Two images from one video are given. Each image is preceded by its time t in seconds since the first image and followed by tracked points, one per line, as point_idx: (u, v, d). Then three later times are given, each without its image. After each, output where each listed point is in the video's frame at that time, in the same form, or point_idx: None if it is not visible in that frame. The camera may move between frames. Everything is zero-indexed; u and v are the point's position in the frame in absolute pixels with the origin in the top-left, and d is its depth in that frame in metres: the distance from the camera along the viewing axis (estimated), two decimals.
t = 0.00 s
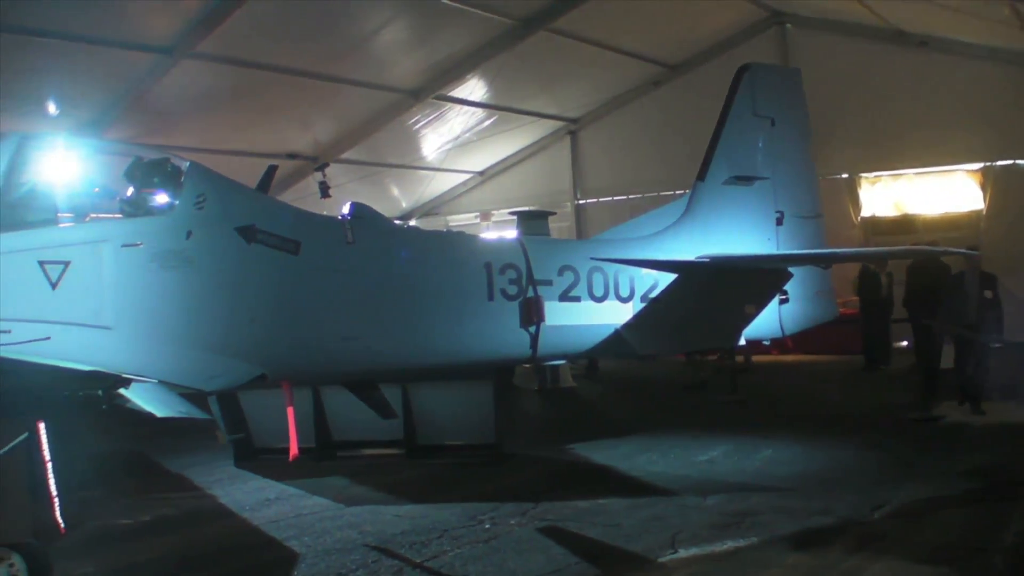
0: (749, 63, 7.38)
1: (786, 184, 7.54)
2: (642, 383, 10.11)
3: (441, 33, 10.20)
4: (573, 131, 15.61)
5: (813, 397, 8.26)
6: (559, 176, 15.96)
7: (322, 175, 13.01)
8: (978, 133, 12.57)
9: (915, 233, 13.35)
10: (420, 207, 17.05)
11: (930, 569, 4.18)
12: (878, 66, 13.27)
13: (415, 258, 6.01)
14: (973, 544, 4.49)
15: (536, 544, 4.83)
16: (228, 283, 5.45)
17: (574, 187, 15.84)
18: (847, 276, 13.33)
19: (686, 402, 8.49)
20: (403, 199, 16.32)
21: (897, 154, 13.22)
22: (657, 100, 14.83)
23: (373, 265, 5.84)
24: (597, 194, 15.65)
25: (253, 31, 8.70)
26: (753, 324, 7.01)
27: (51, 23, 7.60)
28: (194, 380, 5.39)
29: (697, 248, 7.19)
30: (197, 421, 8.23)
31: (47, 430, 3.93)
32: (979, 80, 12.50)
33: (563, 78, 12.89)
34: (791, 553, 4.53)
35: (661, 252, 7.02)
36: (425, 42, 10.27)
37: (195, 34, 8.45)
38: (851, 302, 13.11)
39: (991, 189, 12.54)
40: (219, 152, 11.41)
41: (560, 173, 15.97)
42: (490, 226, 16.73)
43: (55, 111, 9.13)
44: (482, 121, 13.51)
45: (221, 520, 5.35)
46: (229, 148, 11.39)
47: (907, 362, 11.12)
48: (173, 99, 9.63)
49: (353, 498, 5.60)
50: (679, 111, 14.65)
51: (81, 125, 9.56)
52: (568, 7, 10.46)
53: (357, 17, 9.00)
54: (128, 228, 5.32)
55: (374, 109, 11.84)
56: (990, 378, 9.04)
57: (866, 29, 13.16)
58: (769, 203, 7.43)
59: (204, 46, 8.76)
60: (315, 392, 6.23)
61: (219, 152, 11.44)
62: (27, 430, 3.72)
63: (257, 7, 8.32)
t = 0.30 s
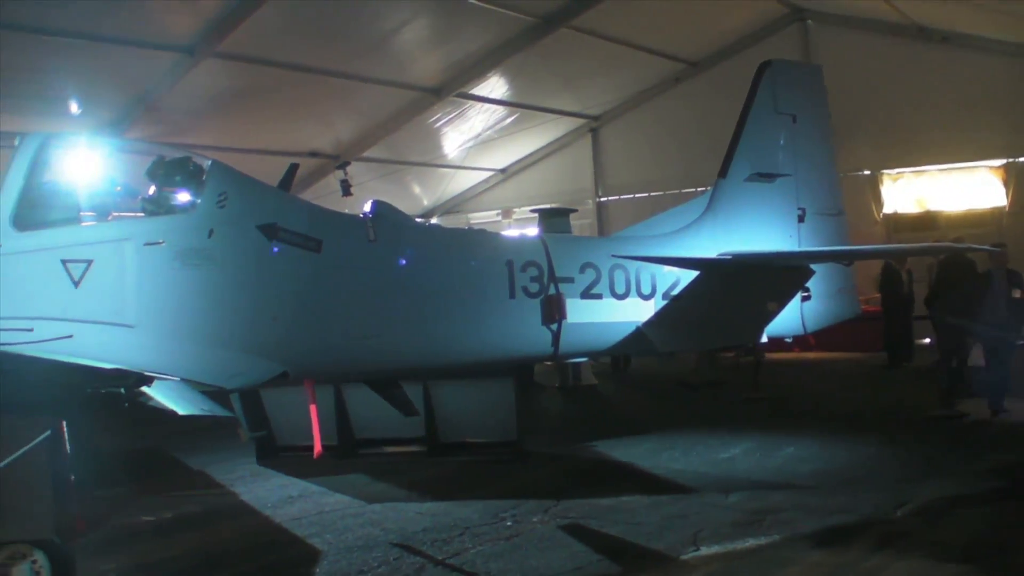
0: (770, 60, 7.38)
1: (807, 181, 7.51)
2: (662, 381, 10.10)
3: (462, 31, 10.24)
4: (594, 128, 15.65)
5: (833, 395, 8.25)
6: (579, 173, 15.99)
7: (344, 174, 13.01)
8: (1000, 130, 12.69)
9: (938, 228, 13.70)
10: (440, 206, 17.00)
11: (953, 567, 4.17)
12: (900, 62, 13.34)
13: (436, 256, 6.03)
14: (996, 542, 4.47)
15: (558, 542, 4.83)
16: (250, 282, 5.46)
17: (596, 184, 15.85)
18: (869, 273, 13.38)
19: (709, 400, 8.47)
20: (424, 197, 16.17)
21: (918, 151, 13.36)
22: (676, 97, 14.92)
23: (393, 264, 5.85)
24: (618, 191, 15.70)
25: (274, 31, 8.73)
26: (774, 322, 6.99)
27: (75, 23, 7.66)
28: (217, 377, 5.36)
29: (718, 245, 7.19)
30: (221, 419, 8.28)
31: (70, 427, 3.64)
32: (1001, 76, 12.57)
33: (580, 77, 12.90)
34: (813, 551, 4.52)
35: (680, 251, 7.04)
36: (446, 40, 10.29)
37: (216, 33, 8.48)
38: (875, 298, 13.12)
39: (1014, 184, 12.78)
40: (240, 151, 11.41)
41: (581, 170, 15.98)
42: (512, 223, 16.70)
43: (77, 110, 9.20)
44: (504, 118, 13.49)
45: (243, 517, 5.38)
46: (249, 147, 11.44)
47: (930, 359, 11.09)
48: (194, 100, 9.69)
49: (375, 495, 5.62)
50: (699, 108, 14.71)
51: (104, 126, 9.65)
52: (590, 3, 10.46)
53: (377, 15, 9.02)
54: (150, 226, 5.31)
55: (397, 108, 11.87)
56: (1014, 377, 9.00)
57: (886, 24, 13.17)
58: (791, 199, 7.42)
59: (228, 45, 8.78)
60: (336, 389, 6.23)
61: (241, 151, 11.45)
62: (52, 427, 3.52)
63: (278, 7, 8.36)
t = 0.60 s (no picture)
0: (792, 55, 7.37)
1: (831, 177, 7.50)
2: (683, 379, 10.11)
3: (484, 30, 10.28)
4: (616, 125, 15.70)
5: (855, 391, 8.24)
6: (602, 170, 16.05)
7: (366, 171, 13.14)
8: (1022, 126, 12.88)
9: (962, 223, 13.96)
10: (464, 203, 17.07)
11: (975, 565, 4.15)
12: (924, 57, 13.48)
13: (459, 253, 6.03)
14: (1018, 540, 4.44)
15: (580, 539, 4.84)
16: (273, 279, 5.46)
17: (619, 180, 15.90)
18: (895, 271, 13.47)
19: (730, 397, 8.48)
20: (447, 195, 16.37)
21: (942, 146, 13.46)
22: (699, 93, 14.99)
23: (414, 262, 5.84)
24: (641, 188, 15.78)
25: (293, 29, 8.77)
26: (798, 318, 6.99)
27: (98, 22, 7.74)
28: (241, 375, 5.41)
29: (742, 241, 7.19)
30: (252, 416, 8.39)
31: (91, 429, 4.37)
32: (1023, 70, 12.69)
33: (597, 76, 12.91)
34: (834, 548, 4.51)
35: (705, 247, 7.02)
36: (469, 37, 10.31)
37: (237, 31, 8.53)
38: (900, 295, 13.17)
39: None
40: (260, 149, 11.53)
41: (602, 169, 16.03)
42: (535, 220, 16.83)
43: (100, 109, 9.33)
44: (527, 114, 13.45)
45: (268, 514, 5.44)
46: (269, 146, 11.55)
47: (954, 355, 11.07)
48: (215, 99, 9.79)
49: (398, 493, 5.68)
50: (722, 104, 14.77)
51: (126, 124, 9.79)
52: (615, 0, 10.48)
53: (397, 13, 9.03)
54: (173, 224, 5.31)
55: (422, 105, 11.94)
56: None
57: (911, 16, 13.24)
58: (815, 195, 7.41)
59: (252, 42, 8.83)
60: (360, 387, 6.35)
61: (263, 149, 11.58)
62: (75, 427, 4.13)
63: (298, 6, 8.39)
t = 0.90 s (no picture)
0: (812, 53, 7.38)
1: (853, 174, 7.49)
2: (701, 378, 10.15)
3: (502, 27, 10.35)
4: (638, 122, 16.16)
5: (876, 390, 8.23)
6: (624, 169, 16.55)
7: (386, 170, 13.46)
8: None
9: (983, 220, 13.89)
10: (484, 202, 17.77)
11: (999, 564, 4.12)
12: (943, 52, 13.54)
13: (480, 251, 6.04)
14: None
15: (602, 537, 4.84)
16: (294, 278, 5.47)
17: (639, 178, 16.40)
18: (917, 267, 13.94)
19: (749, 395, 8.48)
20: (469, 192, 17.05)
21: (965, 142, 13.54)
22: (721, 90, 15.31)
23: (433, 262, 5.85)
24: (662, 185, 16.18)
25: (311, 29, 8.91)
26: (819, 316, 6.96)
27: (121, 25, 7.91)
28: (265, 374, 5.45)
29: (763, 239, 7.17)
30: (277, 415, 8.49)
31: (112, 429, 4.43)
32: None
33: (612, 73, 13.03)
34: (857, 546, 4.49)
35: (726, 244, 7.00)
36: (489, 35, 10.48)
37: (257, 32, 8.68)
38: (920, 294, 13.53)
39: None
40: (279, 149, 11.75)
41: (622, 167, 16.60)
42: (555, 218, 17.36)
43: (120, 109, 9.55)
44: (547, 113, 13.92)
45: (290, 512, 5.48)
46: (287, 145, 11.69)
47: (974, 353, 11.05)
48: (236, 98, 9.97)
49: (419, 491, 5.71)
50: (742, 101, 15.06)
51: (144, 124, 10.02)
52: None
53: (414, 11, 9.16)
54: (195, 223, 5.32)
55: (447, 101, 12.15)
56: None
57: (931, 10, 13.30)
58: (837, 193, 7.40)
59: (270, 43, 9.00)
60: (381, 384, 6.29)
61: (282, 148, 11.83)
62: (97, 424, 4.17)
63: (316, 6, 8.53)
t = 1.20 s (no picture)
0: (834, 50, 7.41)
1: (875, 172, 7.48)
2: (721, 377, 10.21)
3: (522, 28, 10.75)
4: (659, 121, 16.93)
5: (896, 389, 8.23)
6: (646, 169, 17.37)
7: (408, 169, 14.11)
8: None
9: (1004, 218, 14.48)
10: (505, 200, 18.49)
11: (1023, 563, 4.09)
12: (955, 51, 14.28)
13: (501, 250, 6.04)
14: None
15: (624, 536, 4.84)
16: (315, 278, 5.49)
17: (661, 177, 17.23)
18: (938, 266, 14.56)
19: (768, 395, 8.48)
20: (489, 191, 17.72)
21: (976, 141, 14.31)
22: (739, 88, 16.06)
23: (451, 262, 5.85)
24: (683, 184, 17.02)
25: (331, 29, 9.29)
26: (842, 313, 6.95)
27: (148, 27, 8.33)
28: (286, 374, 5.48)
29: (785, 237, 7.15)
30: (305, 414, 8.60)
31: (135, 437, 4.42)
32: None
33: (634, 72, 13.43)
34: (879, 545, 4.48)
35: (748, 243, 6.98)
36: (511, 35, 10.82)
37: (278, 32, 9.08)
38: (942, 288, 14.56)
39: None
40: (300, 147, 12.29)
41: (643, 165, 17.39)
42: (577, 217, 18.28)
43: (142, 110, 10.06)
44: (568, 112, 14.42)
45: (312, 511, 5.50)
46: (305, 143, 12.19)
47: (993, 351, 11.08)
48: (258, 99, 10.43)
49: (441, 490, 5.74)
50: (761, 99, 15.81)
51: (167, 123, 10.51)
52: None
53: (431, 12, 9.50)
54: (216, 223, 5.33)
55: (464, 100, 12.66)
56: None
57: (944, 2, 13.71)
58: (859, 191, 7.39)
59: (290, 42, 9.37)
60: (403, 382, 6.12)
61: (302, 147, 12.35)
62: (120, 424, 4.19)
63: (334, 8, 8.93)
